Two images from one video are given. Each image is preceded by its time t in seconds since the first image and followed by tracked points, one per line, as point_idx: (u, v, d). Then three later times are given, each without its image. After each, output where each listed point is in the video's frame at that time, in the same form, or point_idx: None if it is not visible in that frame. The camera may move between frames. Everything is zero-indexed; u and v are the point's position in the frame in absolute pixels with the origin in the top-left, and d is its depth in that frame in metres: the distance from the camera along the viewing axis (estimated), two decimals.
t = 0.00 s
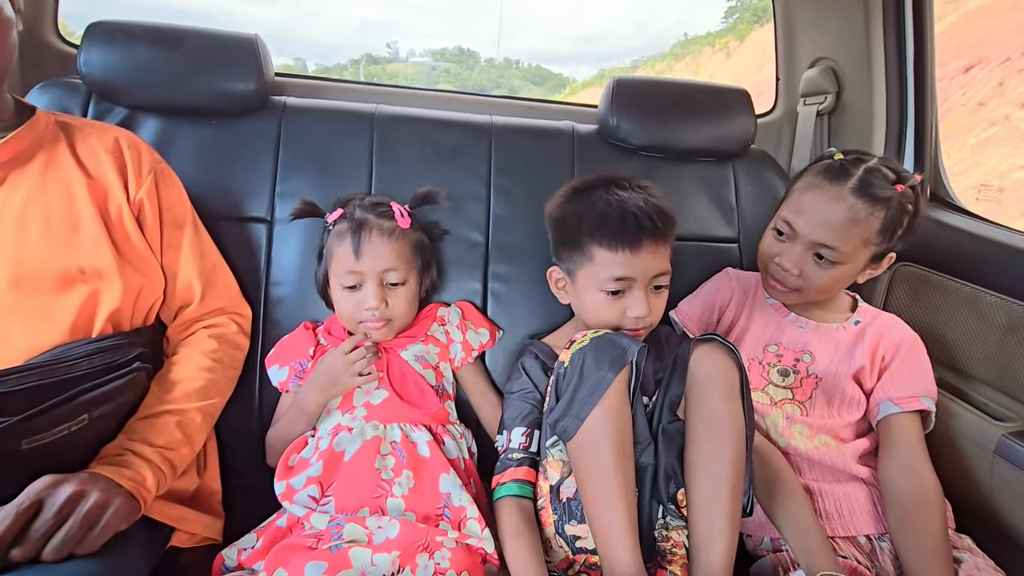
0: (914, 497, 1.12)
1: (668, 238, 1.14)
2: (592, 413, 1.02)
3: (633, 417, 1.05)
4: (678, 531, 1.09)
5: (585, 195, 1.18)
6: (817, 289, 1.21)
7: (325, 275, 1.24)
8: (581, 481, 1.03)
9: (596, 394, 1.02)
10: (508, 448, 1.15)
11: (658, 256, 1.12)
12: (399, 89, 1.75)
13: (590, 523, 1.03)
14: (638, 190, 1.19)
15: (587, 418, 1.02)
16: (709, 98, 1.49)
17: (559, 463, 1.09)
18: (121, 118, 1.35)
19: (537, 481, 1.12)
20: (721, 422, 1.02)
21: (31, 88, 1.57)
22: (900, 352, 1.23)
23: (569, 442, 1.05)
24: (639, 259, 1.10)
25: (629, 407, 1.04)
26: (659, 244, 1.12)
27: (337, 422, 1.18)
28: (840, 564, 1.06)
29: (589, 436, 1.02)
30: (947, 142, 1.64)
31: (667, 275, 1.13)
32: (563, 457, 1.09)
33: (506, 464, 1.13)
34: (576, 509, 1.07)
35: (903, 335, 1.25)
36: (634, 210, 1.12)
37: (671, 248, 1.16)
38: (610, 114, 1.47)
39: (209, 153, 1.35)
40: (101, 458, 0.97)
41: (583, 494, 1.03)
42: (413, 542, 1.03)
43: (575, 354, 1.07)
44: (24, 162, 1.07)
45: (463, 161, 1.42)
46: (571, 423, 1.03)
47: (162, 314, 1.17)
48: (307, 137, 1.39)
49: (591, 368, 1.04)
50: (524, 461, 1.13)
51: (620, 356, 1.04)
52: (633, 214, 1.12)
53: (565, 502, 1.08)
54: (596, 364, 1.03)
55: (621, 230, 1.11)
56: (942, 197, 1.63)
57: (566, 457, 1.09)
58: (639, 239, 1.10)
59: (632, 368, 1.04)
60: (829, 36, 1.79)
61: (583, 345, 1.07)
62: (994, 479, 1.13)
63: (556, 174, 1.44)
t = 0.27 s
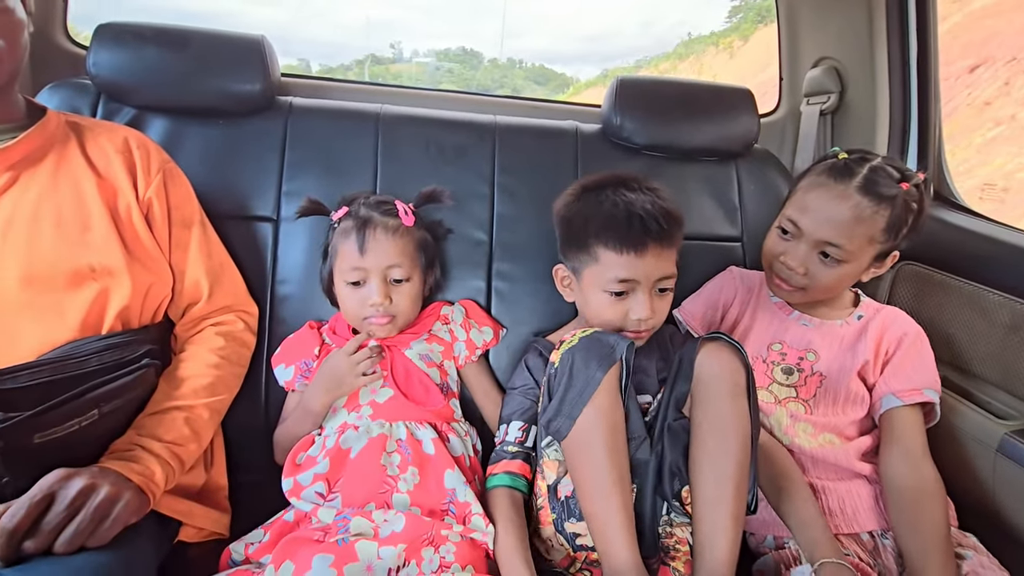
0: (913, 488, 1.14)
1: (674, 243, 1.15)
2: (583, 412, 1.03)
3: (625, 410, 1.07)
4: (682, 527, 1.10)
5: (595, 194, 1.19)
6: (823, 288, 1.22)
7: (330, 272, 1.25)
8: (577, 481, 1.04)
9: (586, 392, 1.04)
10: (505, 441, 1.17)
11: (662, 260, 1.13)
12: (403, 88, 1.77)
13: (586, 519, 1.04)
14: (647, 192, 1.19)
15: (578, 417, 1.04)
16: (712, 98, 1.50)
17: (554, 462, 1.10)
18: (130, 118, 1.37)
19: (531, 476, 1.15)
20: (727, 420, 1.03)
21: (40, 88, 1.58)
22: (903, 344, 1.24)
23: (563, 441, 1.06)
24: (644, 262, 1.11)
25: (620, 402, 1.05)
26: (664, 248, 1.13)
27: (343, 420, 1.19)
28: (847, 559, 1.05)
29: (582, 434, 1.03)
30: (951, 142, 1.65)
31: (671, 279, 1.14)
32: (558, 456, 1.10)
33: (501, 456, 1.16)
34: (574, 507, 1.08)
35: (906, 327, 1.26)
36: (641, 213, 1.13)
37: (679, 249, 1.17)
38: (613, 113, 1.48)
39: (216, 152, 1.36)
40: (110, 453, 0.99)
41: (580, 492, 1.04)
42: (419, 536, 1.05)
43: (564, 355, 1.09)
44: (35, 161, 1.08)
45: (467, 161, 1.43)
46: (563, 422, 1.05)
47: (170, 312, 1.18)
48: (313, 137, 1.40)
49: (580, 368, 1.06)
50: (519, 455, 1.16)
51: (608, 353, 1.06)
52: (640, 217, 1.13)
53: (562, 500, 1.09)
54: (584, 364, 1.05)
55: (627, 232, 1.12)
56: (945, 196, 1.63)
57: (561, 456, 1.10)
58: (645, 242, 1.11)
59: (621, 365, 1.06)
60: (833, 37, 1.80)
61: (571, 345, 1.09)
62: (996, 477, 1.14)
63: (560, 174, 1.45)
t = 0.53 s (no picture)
0: (916, 483, 1.14)
1: (676, 244, 1.14)
2: (572, 413, 1.04)
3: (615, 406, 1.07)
4: (685, 526, 1.10)
5: (600, 192, 1.18)
6: (832, 286, 1.21)
7: (332, 268, 1.25)
8: (574, 485, 1.04)
9: (576, 391, 1.04)
10: (508, 440, 1.17)
11: (662, 260, 1.12)
12: (405, 88, 1.77)
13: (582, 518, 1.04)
14: (652, 191, 1.18)
15: (568, 419, 1.04)
16: (716, 97, 1.49)
17: (549, 465, 1.11)
18: (133, 116, 1.37)
19: (532, 475, 1.15)
20: (729, 418, 1.03)
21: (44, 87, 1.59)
22: (906, 336, 1.24)
23: (556, 442, 1.06)
24: (642, 262, 1.11)
25: (610, 401, 1.05)
26: (664, 247, 1.12)
27: (348, 419, 1.19)
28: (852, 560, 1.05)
29: (573, 434, 1.04)
30: (956, 142, 1.64)
31: (671, 280, 1.14)
32: (553, 459, 1.10)
33: (505, 454, 1.16)
34: (571, 508, 1.08)
35: (910, 319, 1.25)
36: (642, 214, 1.12)
37: (681, 248, 1.17)
38: (617, 112, 1.48)
39: (219, 150, 1.37)
40: (114, 450, 0.99)
41: (574, 494, 1.04)
42: (422, 534, 1.05)
43: (551, 356, 1.10)
44: (40, 158, 1.08)
45: (470, 160, 1.43)
46: (554, 424, 1.05)
47: (173, 309, 1.18)
48: (316, 136, 1.40)
49: (568, 369, 1.07)
50: (523, 453, 1.16)
51: (594, 353, 1.06)
52: (641, 217, 1.12)
53: (559, 501, 1.09)
54: (572, 364, 1.06)
55: (627, 232, 1.11)
56: (950, 194, 1.62)
57: (555, 459, 1.10)
58: (644, 243, 1.11)
59: (609, 363, 1.06)
60: (838, 35, 1.79)
61: (558, 348, 1.10)
62: (1001, 477, 1.14)
63: (563, 172, 1.45)
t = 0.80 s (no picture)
0: (921, 487, 1.14)
1: (672, 245, 1.14)
2: (565, 419, 1.05)
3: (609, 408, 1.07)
4: (686, 530, 1.10)
5: (595, 194, 1.18)
6: (873, 290, 1.15)
7: (329, 268, 1.25)
8: (571, 490, 1.04)
9: (569, 396, 1.05)
10: (507, 441, 1.18)
11: (658, 261, 1.12)
12: (406, 89, 1.77)
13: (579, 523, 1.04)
14: (649, 193, 1.18)
15: (561, 425, 1.05)
16: (717, 98, 1.49)
17: (545, 470, 1.11)
18: (134, 118, 1.37)
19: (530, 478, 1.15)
20: (730, 422, 1.03)
21: (45, 89, 1.59)
22: (923, 334, 1.21)
23: (551, 448, 1.07)
24: (637, 263, 1.11)
25: (604, 406, 1.06)
26: (659, 248, 1.12)
27: (344, 420, 1.19)
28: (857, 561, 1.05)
29: (568, 439, 1.04)
30: (958, 142, 1.64)
31: (668, 281, 1.14)
32: (549, 464, 1.11)
33: (503, 456, 1.17)
34: (569, 513, 1.08)
35: (927, 317, 1.22)
36: (636, 215, 1.12)
37: (677, 250, 1.17)
38: (617, 113, 1.47)
39: (219, 152, 1.37)
40: (114, 452, 0.99)
41: (572, 499, 1.04)
42: (422, 539, 1.04)
43: (543, 362, 1.11)
44: (40, 161, 1.08)
45: (470, 161, 1.43)
46: (548, 431, 1.06)
47: (173, 312, 1.18)
48: (316, 137, 1.40)
49: (561, 374, 1.07)
50: (521, 455, 1.16)
51: (586, 358, 1.07)
52: (635, 219, 1.12)
53: (556, 507, 1.09)
54: (563, 369, 1.07)
55: (621, 233, 1.11)
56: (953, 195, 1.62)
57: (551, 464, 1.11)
58: (638, 244, 1.10)
59: (602, 366, 1.06)
60: (839, 36, 1.78)
61: (549, 353, 1.11)
62: (1003, 480, 1.13)
63: (564, 174, 1.45)
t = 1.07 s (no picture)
0: (939, 487, 1.10)
1: (672, 244, 1.14)
2: (562, 419, 1.05)
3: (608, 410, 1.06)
4: (687, 529, 1.10)
5: (594, 193, 1.18)
6: (944, 270, 1.02)
7: (331, 264, 1.25)
8: (571, 490, 1.04)
9: (565, 397, 1.05)
10: (506, 441, 1.18)
11: (659, 259, 1.12)
12: (408, 89, 1.76)
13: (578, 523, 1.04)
14: (649, 192, 1.18)
15: (558, 426, 1.05)
16: (720, 98, 1.49)
17: (543, 471, 1.12)
18: (136, 117, 1.37)
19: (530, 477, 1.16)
20: (732, 421, 1.02)
21: (47, 88, 1.59)
22: (968, 330, 1.12)
23: (549, 449, 1.07)
24: (639, 262, 1.11)
25: (601, 406, 1.05)
26: (661, 247, 1.12)
27: (348, 414, 1.19)
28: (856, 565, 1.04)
29: (565, 439, 1.04)
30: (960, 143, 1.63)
31: (669, 279, 1.14)
32: (547, 465, 1.12)
33: (503, 456, 1.17)
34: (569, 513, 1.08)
35: (973, 309, 1.13)
36: (638, 213, 1.13)
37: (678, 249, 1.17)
38: (619, 113, 1.47)
39: (221, 151, 1.37)
40: (116, 451, 0.99)
41: (570, 500, 1.04)
42: (425, 540, 1.04)
43: (540, 363, 1.11)
44: (42, 159, 1.09)
45: (472, 161, 1.43)
46: (546, 431, 1.06)
47: (175, 310, 1.18)
48: (318, 136, 1.40)
49: (557, 374, 1.07)
50: (519, 455, 1.17)
51: (583, 358, 1.06)
52: (636, 218, 1.12)
53: (555, 507, 1.10)
54: (560, 370, 1.07)
55: (623, 232, 1.11)
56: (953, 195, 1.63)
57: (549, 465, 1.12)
58: (640, 243, 1.10)
59: (598, 366, 1.06)
60: (840, 36, 1.79)
61: (546, 353, 1.11)
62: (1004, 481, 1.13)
63: (566, 173, 1.45)
